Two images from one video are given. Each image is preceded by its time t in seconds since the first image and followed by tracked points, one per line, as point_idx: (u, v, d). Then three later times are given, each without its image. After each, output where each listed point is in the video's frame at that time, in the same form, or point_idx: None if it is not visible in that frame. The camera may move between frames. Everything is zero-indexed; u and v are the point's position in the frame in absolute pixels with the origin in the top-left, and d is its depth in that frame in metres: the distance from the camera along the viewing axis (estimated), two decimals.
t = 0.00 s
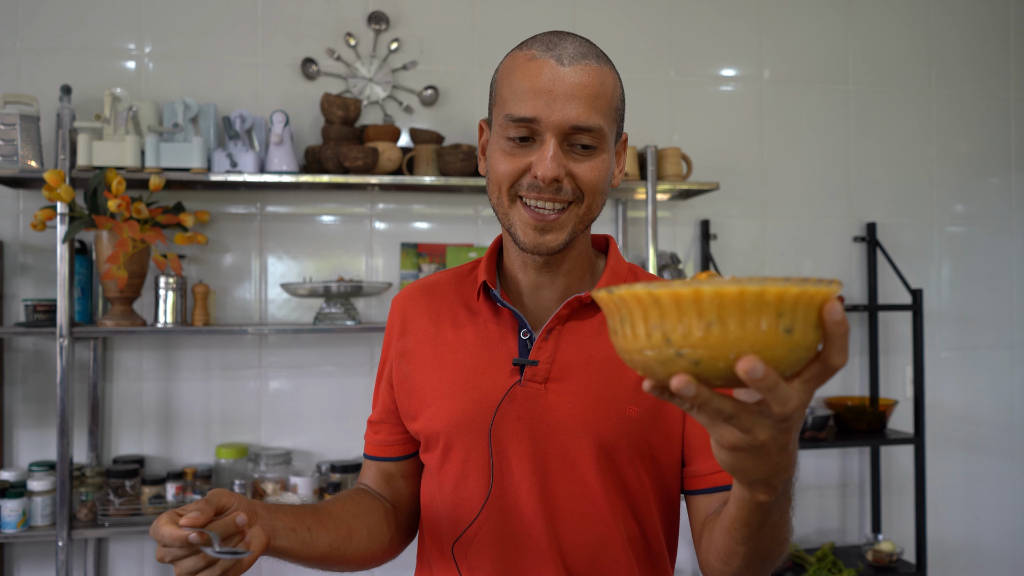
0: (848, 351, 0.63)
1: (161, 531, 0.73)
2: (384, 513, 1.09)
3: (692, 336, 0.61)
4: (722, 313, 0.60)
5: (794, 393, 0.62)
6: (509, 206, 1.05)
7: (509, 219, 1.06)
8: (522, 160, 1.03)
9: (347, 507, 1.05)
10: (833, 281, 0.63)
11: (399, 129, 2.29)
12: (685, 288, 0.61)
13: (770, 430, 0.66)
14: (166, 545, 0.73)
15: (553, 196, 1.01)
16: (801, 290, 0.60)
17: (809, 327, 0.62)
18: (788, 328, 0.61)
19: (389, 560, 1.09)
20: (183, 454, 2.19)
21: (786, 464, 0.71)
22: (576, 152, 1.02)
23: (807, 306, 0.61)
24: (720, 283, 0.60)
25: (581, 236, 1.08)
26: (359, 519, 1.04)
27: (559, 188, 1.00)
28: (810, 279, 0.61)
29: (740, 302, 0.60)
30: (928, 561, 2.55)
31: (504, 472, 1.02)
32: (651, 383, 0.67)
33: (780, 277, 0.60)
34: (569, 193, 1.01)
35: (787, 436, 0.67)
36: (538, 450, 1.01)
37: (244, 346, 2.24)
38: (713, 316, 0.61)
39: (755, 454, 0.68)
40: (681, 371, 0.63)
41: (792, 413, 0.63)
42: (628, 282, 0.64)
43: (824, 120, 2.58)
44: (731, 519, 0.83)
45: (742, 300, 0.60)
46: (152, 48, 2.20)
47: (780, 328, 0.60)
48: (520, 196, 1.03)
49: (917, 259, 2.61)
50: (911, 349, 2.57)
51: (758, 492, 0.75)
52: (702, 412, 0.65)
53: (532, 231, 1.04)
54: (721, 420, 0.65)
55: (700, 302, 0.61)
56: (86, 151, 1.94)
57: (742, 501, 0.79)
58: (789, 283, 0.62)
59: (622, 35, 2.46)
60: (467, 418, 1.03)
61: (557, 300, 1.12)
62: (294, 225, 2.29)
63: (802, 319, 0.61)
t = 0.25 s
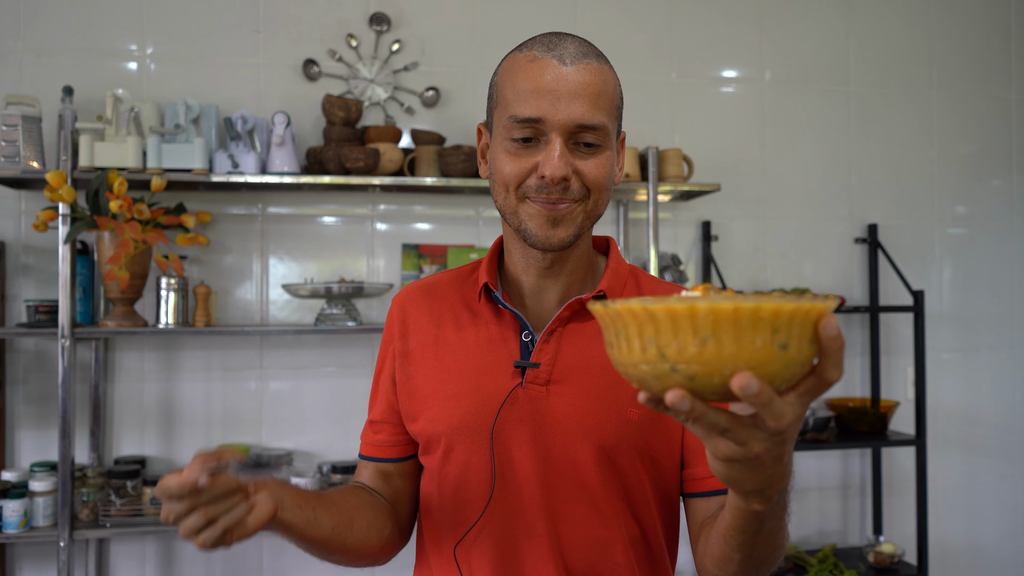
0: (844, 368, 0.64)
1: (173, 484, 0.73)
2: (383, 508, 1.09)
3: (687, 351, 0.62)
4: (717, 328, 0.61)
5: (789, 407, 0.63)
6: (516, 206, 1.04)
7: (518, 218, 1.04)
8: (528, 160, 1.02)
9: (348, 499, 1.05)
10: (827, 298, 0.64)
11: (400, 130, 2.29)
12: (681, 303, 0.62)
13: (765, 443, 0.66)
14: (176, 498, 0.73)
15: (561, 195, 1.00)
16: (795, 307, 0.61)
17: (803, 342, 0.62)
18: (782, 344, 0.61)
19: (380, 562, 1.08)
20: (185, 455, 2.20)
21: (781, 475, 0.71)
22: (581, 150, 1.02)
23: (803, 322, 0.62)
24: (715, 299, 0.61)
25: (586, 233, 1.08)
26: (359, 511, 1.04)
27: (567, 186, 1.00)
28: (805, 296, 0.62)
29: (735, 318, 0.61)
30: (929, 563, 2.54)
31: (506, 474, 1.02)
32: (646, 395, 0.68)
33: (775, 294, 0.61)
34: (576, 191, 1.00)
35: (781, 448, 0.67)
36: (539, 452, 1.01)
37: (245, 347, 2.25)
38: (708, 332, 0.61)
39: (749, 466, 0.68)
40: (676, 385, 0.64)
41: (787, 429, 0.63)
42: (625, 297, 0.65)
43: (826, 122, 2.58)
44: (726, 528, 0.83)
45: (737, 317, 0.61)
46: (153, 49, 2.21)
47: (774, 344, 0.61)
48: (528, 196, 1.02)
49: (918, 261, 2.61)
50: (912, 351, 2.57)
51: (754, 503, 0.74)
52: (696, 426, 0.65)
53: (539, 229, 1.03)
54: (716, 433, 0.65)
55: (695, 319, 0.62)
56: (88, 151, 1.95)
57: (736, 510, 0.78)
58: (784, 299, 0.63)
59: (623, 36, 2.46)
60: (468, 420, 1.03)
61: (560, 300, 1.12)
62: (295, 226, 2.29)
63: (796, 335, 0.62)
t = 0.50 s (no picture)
0: (798, 451, 0.67)
1: (500, 259, 0.71)
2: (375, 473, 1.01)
3: (643, 450, 0.63)
4: (675, 428, 0.61)
5: (746, 498, 0.65)
6: (523, 204, 0.99)
7: (523, 216, 0.99)
8: (540, 154, 0.97)
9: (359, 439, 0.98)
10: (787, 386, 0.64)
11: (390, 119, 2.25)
12: (638, 404, 0.61)
13: (727, 521, 0.69)
14: (464, 242, 0.71)
15: (570, 196, 0.95)
16: (752, 406, 0.61)
17: (760, 434, 0.64)
18: (740, 440, 0.63)
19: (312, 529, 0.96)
20: (168, 449, 2.15)
21: (744, 542, 0.75)
22: (597, 150, 0.97)
23: (759, 417, 0.63)
24: (672, 402, 0.60)
25: (589, 237, 1.04)
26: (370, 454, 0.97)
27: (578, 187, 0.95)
28: (761, 393, 0.62)
29: (692, 418, 0.61)
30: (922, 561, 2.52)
31: (503, 475, 0.97)
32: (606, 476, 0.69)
33: (733, 392, 0.61)
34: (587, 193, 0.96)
35: (742, 523, 0.70)
36: (541, 453, 0.98)
37: (229, 340, 2.20)
38: (665, 431, 0.61)
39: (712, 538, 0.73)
40: (634, 478, 0.65)
41: (746, 515, 0.66)
42: (581, 393, 0.64)
43: (823, 115, 2.54)
44: None
45: (693, 417, 0.60)
46: (137, 34, 2.15)
47: (733, 441, 0.62)
48: (537, 196, 0.97)
49: (915, 257, 2.58)
50: (907, 347, 2.54)
51: (717, 564, 0.79)
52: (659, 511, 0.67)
53: (545, 227, 0.98)
54: (677, 516, 0.68)
55: (653, 418, 0.61)
56: (68, 138, 1.89)
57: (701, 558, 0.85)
58: (742, 392, 0.62)
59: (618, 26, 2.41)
60: (470, 416, 1.00)
61: (561, 297, 1.09)
62: (282, 217, 2.24)
63: (754, 430, 0.63)
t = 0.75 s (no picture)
0: (797, 448, 0.66)
1: (508, 277, 0.67)
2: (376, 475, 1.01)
3: (637, 451, 0.61)
4: (668, 427, 0.60)
5: (744, 497, 0.64)
6: (522, 196, 0.97)
7: (522, 209, 0.98)
8: (538, 144, 0.96)
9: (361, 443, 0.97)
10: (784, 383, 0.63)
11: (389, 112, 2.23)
12: (630, 404, 0.59)
13: (726, 521, 0.68)
14: (469, 261, 0.67)
15: (569, 186, 0.93)
16: (748, 403, 0.60)
17: (756, 432, 0.63)
18: (736, 438, 0.61)
19: (312, 537, 0.95)
20: (165, 444, 2.14)
21: (742, 541, 0.74)
22: (595, 137, 0.96)
23: (755, 414, 0.62)
24: (665, 401, 0.58)
25: (589, 230, 1.03)
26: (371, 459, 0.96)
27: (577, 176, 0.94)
28: (757, 390, 0.60)
29: (686, 417, 0.59)
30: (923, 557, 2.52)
31: (502, 472, 0.96)
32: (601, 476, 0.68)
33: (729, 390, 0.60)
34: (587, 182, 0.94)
35: (740, 523, 0.69)
36: (539, 450, 0.97)
37: (228, 334, 2.19)
38: (658, 431, 0.60)
39: (710, 537, 0.71)
40: (629, 479, 0.64)
41: (744, 515, 0.65)
42: (572, 392, 0.62)
43: (825, 108, 2.53)
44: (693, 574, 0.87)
45: (688, 415, 0.59)
46: (133, 26, 2.13)
47: (729, 440, 0.61)
48: (536, 186, 0.95)
49: (917, 251, 2.57)
50: (908, 342, 2.53)
51: (717, 564, 0.78)
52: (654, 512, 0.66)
53: (544, 219, 0.96)
54: (675, 517, 0.67)
55: (645, 417, 0.60)
56: (63, 131, 1.88)
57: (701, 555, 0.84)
58: (738, 389, 0.61)
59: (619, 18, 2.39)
60: (467, 412, 0.98)
61: (561, 290, 1.08)
62: (280, 211, 2.23)
63: (750, 427, 0.62)
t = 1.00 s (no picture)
0: (788, 452, 0.65)
1: (497, 312, 0.64)
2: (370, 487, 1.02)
3: (621, 454, 0.60)
4: (653, 430, 0.59)
5: (733, 502, 0.63)
6: (515, 189, 0.96)
7: (515, 202, 0.97)
8: (531, 136, 0.94)
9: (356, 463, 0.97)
10: (775, 386, 0.62)
11: (386, 107, 2.21)
12: (614, 406, 0.58)
13: (714, 525, 0.67)
14: (455, 306, 0.64)
15: (564, 178, 0.92)
16: (736, 405, 0.59)
17: (745, 436, 0.61)
18: (724, 442, 0.60)
19: (312, 554, 0.97)
20: (160, 441, 2.13)
21: (733, 544, 0.73)
22: (590, 129, 0.95)
23: (744, 417, 0.60)
24: (649, 404, 0.57)
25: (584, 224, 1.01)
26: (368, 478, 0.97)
27: (572, 169, 0.92)
28: (745, 393, 0.59)
29: (671, 420, 0.58)
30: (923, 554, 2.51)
31: (494, 473, 0.95)
32: (586, 479, 0.67)
33: (716, 392, 0.58)
34: (582, 174, 0.93)
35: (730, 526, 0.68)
36: (532, 450, 0.96)
37: (223, 331, 2.18)
38: (642, 434, 0.59)
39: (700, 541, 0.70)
40: (613, 482, 0.63)
41: (732, 520, 0.63)
42: (555, 393, 0.61)
43: (825, 104, 2.51)
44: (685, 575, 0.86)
45: (673, 419, 0.58)
46: (128, 21, 2.12)
47: (716, 443, 0.60)
48: (529, 179, 0.94)
49: (918, 248, 2.55)
50: (908, 339, 2.52)
51: (708, 568, 0.77)
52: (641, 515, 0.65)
53: (538, 213, 0.95)
54: (662, 521, 0.66)
55: (630, 419, 0.59)
56: (57, 126, 1.86)
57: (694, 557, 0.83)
58: (727, 391, 0.60)
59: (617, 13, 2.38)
60: (458, 413, 0.97)
61: (555, 286, 1.06)
62: (276, 206, 2.22)
63: (738, 431, 0.60)
